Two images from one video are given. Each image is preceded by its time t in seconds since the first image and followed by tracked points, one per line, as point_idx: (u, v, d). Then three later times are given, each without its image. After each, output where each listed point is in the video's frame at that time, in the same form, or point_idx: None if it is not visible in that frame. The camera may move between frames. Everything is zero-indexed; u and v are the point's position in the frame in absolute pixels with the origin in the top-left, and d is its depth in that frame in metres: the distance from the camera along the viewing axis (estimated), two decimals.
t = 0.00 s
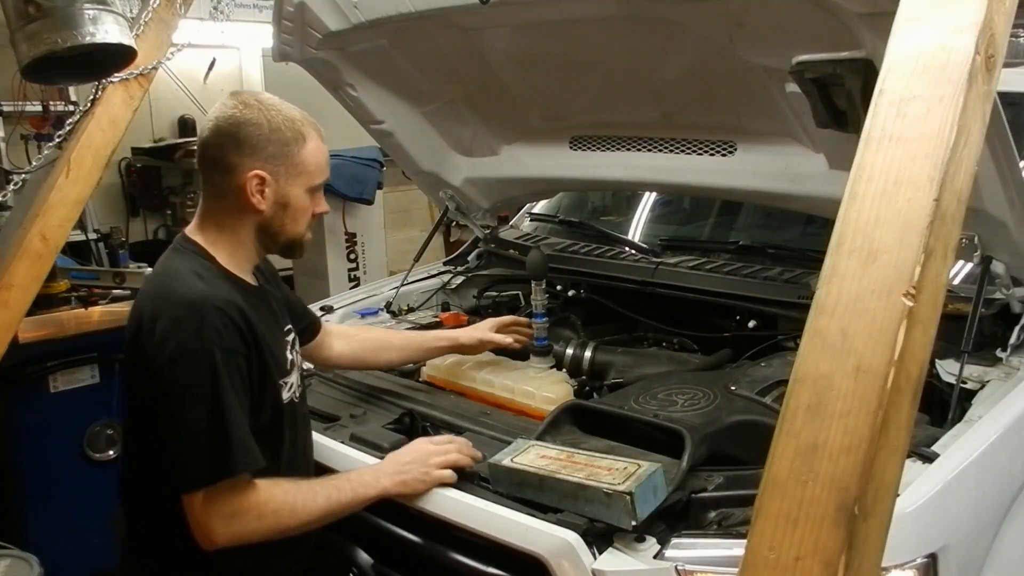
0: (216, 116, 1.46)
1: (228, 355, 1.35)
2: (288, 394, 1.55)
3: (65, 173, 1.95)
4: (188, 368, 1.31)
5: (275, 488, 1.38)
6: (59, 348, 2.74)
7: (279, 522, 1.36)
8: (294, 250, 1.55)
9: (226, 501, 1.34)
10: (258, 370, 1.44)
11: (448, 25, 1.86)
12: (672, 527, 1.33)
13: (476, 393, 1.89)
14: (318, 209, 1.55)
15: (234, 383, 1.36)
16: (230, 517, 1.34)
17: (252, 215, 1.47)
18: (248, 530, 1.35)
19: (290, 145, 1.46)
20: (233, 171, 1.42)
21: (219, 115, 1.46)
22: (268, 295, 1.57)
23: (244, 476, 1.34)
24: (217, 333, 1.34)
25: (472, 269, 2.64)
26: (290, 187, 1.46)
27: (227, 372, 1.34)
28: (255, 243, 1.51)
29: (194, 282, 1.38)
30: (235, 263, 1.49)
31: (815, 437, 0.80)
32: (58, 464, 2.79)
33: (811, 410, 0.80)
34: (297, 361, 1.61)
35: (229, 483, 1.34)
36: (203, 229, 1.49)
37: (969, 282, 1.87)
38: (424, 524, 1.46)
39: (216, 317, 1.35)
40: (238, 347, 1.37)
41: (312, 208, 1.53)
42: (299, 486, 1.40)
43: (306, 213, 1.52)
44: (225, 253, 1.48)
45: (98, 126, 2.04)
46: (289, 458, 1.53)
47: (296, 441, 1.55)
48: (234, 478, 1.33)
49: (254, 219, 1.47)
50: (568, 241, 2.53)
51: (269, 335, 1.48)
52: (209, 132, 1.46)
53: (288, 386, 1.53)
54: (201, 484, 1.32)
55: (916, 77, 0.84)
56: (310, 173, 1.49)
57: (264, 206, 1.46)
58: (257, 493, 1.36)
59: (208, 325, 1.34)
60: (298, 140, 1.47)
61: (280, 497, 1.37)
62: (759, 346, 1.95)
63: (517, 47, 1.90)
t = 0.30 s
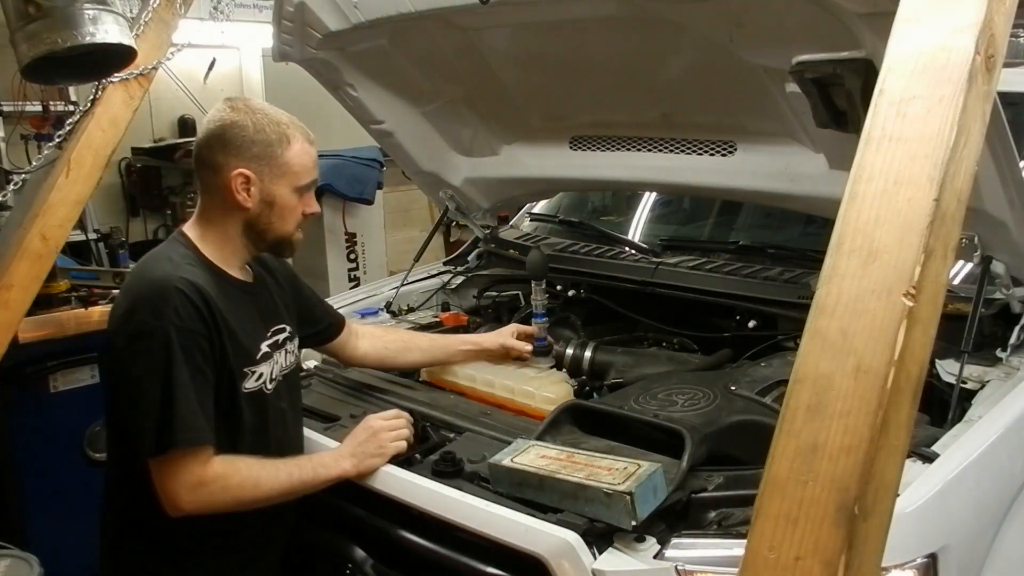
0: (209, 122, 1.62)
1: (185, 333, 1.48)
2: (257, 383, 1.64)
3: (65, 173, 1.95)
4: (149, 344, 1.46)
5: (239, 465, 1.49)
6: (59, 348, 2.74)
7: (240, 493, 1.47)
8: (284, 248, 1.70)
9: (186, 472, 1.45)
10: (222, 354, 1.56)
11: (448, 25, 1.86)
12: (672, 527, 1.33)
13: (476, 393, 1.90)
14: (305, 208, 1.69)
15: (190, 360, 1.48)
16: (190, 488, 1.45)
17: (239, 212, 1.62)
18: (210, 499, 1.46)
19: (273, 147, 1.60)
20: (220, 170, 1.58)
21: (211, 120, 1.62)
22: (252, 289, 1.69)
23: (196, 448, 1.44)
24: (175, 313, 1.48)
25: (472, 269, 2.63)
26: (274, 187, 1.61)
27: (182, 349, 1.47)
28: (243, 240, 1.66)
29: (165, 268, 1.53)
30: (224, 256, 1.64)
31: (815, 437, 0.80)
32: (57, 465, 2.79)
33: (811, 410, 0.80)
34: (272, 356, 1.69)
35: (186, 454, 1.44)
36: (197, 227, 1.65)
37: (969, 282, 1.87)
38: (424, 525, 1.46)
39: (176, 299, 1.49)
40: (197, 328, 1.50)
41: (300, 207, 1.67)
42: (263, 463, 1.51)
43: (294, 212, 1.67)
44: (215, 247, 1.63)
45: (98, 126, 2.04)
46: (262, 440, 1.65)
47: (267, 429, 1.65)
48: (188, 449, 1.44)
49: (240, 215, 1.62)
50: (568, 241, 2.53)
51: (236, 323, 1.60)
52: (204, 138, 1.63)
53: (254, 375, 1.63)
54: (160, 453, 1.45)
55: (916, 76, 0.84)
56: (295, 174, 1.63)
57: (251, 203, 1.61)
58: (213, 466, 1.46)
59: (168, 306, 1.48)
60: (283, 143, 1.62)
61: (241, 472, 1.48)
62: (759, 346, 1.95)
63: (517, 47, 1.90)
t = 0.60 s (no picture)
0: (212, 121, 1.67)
1: (178, 312, 1.51)
2: (250, 368, 1.65)
3: (65, 174, 1.95)
4: (143, 323, 1.50)
5: (233, 444, 1.50)
6: (59, 348, 2.74)
7: (232, 472, 1.48)
8: (280, 246, 1.71)
9: (180, 448, 1.47)
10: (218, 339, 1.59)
11: (448, 25, 1.86)
12: (672, 527, 1.33)
13: (476, 392, 1.90)
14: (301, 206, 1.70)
15: (182, 339, 1.51)
16: (181, 462, 1.47)
17: (234, 206, 1.64)
18: (206, 477, 1.47)
19: (266, 144, 1.63)
20: (217, 164, 1.62)
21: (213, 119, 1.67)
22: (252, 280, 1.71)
23: (186, 421, 1.47)
24: (168, 292, 1.52)
25: (472, 269, 2.64)
26: (267, 182, 1.63)
27: (173, 327, 1.50)
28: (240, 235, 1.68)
29: (162, 252, 1.57)
30: (221, 249, 1.67)
31: (814, 438, 0.80)
32: (57, 465, 2.79)
33: (811, 410, 0.81)
34: (269, 342, 1.71)
35: (177, 427, 1.47)
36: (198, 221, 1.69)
37: (969, 282, 1.87)
38: (425, 525, 1.46)
39: (169, 279, 1.52)
40: (190, 308, 1.53)
41: (294, 204, 1.69)
42: (259, 447, 1.51)
43: (288, 209, 1.68)
44: (212, 240, 1.66)
45: (98, 126, 2.04)
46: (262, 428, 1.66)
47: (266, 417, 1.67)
48: (178, 423, 1.46)
49: (235, 210, 1.64)
50: (568, 241, 2.53)
51: (232, 308, 1.62)
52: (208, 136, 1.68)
53: (246, 359, 1.64)
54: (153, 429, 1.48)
55: (916, 77, 0.84)
56: (288, 171, 1.65)
57: (244, 199, 1.64)
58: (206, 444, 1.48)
59: (161, 286, 1.52)
60: (276, 140, 1.64)
61: (234, 451, 1.49)
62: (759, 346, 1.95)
63: (517, 47, 1.90)
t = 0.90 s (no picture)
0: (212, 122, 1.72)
1: (180, 301, 1.52)
2: (250, 361, 1.65)
3: (65, 173, 1.95)
4: (146, 312, 1.51)
5: (235, 436, 1.51)
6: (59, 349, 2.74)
7: (233, 463, 1.48)
8: (267, 239, 1.68)
9: (182, 438, 1.48)
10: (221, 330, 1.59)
11: (448, 25, 1.86)
12: (672, 527, 1.33)
13: (476, 392, 1.90)
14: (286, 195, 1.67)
15: (183, 328, 1.52)
16: (181, 450, 1.47)
17: (221, 200, 1.66)
18: (210, 467, 1.48)
19: (244, 133, 1.63)
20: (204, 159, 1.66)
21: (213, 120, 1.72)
22: (252, 276, 1.71)
23: (186, 409, 1.47)
24: (170, 282, 1.53)
25: (473, 269, 2.65)
26: (245, 171, 1.63)
27: (175, 316, 1.51)
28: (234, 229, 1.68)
29: (165, 243, 1.59)
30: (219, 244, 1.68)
31: (814, 437, 0.80)
32: (57, 466, 2.79)
33: (811, 409, 0.81)
34: (272, 338, 1.71)
35: (178, 414, 1.47)
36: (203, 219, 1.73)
37: (969, 282, 1.87)
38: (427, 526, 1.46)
39: (172, 269, 1.54)
40: (192, 298, 1.54)
41: (277, 194, 1.66)
42: (261, 441, 1.52)
43: (270, 200, 1.65)
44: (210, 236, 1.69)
45: (98, 126, 2.04)
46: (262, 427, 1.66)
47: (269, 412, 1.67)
48: (178, 411, 1.47)
49: (222, 202, 1.66)
50: (568, 241, 2.53)
51: (234, 300, 1.63)
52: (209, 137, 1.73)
53: (247, 352, 1.64)
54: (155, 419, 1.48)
55: (916, 77, 0.84)
56: (264, 159, 1.63)
57: (225, 191, 1.65)
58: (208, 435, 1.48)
59: (163, 276, 1.53)
60: (254, 129, 1.63)
61: (235, 442, 1.50)
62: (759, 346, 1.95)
63: (517, 47, 1.90)
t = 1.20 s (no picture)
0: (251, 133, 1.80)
1: (192, 286, 1.53)
2: (251, 361, 1.63)
3: (65, 173, 1.95)
4: (158, 296, 1.51)
5: (244, 428, 1.50)
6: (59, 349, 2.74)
7: (239, 454, 1.47)
8: (259, 239, 1.63)
9: (190, 427, 1.47)
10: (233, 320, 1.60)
11: (448, 25, 1.86)
12: (672, 527, 1.33)
13: (476, 392, 1.90)
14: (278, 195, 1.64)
15: (195, 314, 1.52)
16: (188, 437, 1.47)
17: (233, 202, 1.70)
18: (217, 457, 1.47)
19: (243, 134, 1.66)
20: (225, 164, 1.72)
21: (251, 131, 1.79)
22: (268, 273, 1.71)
23: (194, 395, 1.47)
24: (184, 266, 1.54)
25: (472, 269, 2.66)
26: (241, 171, 1.65)
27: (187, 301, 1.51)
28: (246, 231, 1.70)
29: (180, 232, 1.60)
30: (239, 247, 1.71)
31: (814, 437, 0.80)
32: (57, 466, 2.79)
33: (811, 409, 0.81)
34: (279, 342, 1.68)
35: (187, 401, 1.47)
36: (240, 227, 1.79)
37: (969, 282, 1.87)
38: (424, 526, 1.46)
39: (186, 254, 1.55)
40: (204, 284, 1.55)
41: (269, 194, 1.63)
42: (268, 435, 1.51)
43: (262, 199, 1.63)
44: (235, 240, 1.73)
45: (98, 126, 2.04)
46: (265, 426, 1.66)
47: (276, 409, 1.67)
48: (187, 396, 1.47)
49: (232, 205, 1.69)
50: (568, 241, 2.53)
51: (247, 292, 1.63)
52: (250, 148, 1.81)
53: (247, 351, 1.62)
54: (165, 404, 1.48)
55: (916, 77, 0.84)
56: (255, 157, 1.63)
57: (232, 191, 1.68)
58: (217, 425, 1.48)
59: (178, 260, 1.54)
60: (251, 129, 1.65)
61: (244, 433, 1.49)
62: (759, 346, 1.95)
63: (517, 47, 1.90)
